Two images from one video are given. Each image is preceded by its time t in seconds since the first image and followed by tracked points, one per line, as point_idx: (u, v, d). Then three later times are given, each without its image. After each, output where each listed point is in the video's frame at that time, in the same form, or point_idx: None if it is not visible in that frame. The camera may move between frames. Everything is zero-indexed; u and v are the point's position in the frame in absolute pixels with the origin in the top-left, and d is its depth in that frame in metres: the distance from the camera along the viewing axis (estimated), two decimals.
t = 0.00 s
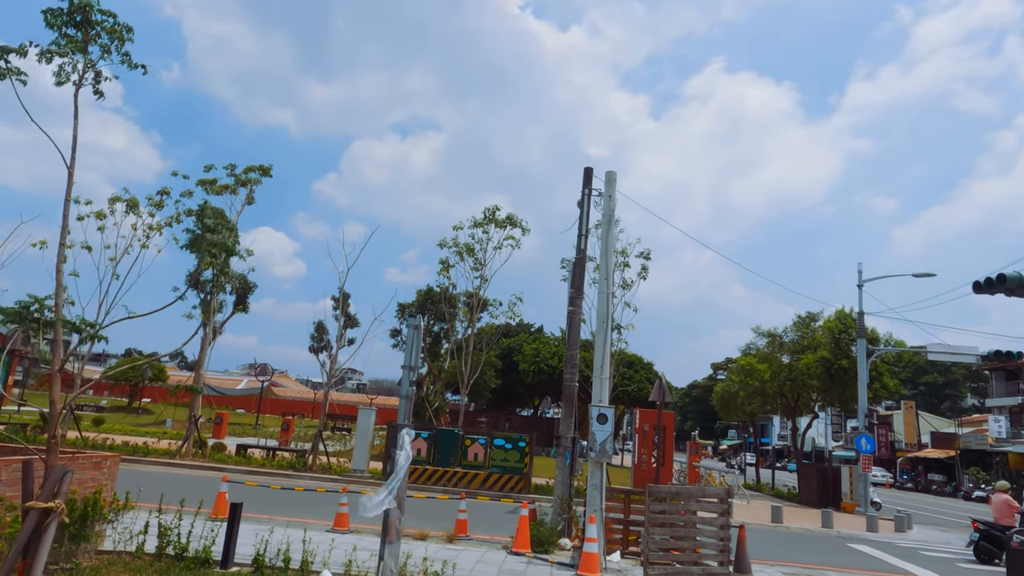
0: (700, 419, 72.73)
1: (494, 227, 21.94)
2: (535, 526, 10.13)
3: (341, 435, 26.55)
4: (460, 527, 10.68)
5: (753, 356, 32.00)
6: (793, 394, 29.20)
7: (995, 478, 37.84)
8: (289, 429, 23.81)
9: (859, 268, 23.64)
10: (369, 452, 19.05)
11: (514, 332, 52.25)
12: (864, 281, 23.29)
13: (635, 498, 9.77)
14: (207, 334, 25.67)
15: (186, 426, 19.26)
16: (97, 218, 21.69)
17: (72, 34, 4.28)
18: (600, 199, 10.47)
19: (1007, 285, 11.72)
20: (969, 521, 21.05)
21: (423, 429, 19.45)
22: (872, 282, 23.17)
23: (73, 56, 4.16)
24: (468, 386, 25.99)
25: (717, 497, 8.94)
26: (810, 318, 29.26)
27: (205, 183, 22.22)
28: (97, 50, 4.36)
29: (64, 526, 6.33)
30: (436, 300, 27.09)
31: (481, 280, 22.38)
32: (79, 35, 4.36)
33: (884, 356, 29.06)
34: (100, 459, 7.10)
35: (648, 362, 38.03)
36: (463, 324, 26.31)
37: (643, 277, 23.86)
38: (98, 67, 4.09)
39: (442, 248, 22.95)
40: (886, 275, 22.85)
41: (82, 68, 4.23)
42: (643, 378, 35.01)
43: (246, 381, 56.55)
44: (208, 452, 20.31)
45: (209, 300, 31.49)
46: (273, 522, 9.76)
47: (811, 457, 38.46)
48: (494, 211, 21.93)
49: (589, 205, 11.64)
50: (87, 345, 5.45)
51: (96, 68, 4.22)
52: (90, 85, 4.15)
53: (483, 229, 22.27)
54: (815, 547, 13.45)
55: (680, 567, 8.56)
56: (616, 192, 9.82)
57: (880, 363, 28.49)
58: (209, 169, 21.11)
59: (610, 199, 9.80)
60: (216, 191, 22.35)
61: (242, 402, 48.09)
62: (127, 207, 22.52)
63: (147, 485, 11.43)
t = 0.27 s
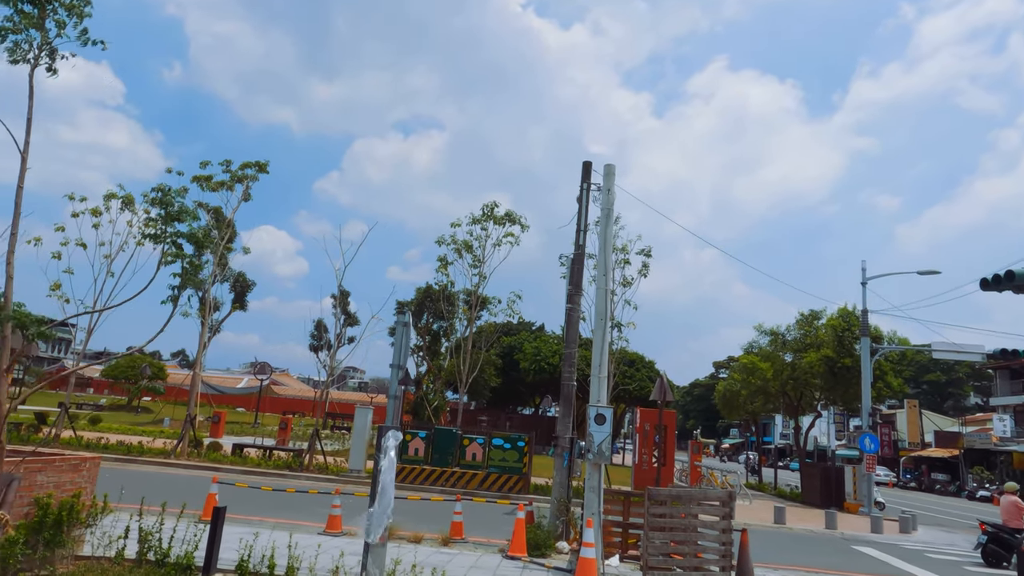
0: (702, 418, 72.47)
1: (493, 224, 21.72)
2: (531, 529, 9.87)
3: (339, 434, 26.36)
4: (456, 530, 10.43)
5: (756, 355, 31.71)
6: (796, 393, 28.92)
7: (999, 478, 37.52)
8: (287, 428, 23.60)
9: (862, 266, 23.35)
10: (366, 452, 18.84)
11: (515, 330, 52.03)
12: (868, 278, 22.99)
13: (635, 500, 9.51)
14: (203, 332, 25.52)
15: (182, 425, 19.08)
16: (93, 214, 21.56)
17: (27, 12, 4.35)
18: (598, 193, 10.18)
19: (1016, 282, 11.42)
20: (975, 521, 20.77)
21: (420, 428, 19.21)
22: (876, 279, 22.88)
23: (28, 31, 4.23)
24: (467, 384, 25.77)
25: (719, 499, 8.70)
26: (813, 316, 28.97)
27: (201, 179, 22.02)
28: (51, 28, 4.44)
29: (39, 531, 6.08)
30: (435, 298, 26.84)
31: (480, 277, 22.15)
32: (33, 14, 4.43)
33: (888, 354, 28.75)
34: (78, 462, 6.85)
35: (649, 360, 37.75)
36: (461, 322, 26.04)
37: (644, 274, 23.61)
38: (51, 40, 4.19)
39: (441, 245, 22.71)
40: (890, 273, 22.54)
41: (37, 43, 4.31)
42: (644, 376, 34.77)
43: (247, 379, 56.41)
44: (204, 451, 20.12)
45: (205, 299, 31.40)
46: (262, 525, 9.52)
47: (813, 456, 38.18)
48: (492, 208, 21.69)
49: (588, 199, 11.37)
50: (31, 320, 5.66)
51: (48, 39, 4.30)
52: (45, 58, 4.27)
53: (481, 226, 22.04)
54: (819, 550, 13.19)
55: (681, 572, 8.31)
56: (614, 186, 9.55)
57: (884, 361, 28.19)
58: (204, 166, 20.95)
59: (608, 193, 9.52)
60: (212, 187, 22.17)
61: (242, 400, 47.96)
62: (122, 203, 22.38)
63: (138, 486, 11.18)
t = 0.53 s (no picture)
0: (707, 417, 72.11)
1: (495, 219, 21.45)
2: (531, 528, 9.58)
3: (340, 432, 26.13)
4: (454, 530, 10.14)
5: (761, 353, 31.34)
6: (802, 392, 28.56)
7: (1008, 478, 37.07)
8: (287, 427, 23.36)
9: (870, 262, 22.99)
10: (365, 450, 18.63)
11: (519, 329, 51.76)
12: (876, 275, 22.64)
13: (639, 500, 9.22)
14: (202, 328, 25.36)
15: (180, 423, 18.88)
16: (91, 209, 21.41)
17: None
18: (601, 183, 9.85)
19: None
20: (986, 523, 20.38)
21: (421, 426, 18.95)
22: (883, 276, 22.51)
23: None
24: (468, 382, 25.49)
25: (726, 499, 8.39)
26: (819, 314, 28.61)
27: (200, 174, 21.83)
28: None
29: (14, 531, 5.82)
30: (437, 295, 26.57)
31: (482, 273, 21.88)
32: None
33: (895, 353, 28.36)
34: (59, 458, 6.60)
35: (653, 359, 37.42)
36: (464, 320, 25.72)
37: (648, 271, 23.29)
38: None
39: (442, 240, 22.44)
40: (898, 269, 22.17)
41: None
42: (648, 375, 34.47)
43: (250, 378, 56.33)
44: (202, 449, 19.91)
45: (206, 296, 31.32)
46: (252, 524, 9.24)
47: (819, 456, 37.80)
48: (494, 203, 21.42)
49: (590, 191, 11.06)
50: None
51: None
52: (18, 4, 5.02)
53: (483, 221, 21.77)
54: (828, 551, 12.86)
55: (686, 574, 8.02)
56: (617, 175, 9.20)
57: (891, 360, 27.82)
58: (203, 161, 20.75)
59: (611, 182, 9.20)
60: (211, 183, 21.98)
61: (245, 399, 47.83)
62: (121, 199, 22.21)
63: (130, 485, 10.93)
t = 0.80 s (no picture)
0: (712, 418, 71.68)
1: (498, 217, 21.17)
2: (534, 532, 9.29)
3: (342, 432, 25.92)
4: (456, 533, 9.86)
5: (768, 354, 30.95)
6: (810, 392, 28.20)
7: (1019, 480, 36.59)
8: (290, 427, 23.14)
9: (880, 261, 22.61)
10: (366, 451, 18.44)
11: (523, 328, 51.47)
12: (885, 274, 22.28)
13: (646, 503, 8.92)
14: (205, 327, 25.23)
15: (180, 423, 18.69)
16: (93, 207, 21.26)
17: None
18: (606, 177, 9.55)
19: None
20: (998, 526, 20.00)
21: (423, 426, 18.68)
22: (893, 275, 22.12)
23: None
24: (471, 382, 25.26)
25: (736, 504, 8.08)
26: (827, 314, 28.24)
27: (201, 171, 21.65)
28: None
29: None
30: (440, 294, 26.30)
31: (485, 272, 21.63)
32: None
33: (905, 353, 27.97)
34: (42, 460, 6.34)
35: (658, 359, 37.09)
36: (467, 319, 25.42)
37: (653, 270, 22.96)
38: None
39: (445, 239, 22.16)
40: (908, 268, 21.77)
41: None
42: (654, 375, 34.18)
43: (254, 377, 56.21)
44: (203, 449, 19.71)
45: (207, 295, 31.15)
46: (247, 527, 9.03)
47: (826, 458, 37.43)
48: (498, 201, 21.15)
49: (595, 186, 10.77)
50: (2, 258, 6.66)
51: None
52: None
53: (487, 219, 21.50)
54: (839, 557, 12.52)
55: None
56: (623, 168, 8.87)
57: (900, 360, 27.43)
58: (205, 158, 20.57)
59: (617, 176, 8.91)
60: (212, 180, 21.80)
61: (248, 398, 47.71)
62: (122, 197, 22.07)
63: (124, 487, 10.69)
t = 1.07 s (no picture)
0: (719, 419, 71.25)
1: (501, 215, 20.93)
2: (534, 535, 9.04)
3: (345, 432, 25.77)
4: (455, 536, 9.63)
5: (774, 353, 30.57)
6: (818, 393, 27.84)
7: None
8: (292, 427, 22.95)
9: (889, 259, 22.22)
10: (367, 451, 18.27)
11: (528, 328, 51.27)
12: (894, 273, 21.91)
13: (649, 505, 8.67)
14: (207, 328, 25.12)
15: (180, 422, 18.56)
16: (94, 206, 21.14)
17: None
18: (608, 169, 9.26)
19: None
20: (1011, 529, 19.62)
21: (425, 427, 18.45)
22: (902, 273, 21.76)
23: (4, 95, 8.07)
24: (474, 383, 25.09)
25: (742, 507, 7.81)
26: (835, 313, 27.89)
27: (202, 169, 21.48)
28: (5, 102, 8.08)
29: None
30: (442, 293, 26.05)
31: (487, 270, 21.43)
32: None
33: (914, 352, 27.57)
34: (24, 461, 6.16)
35: (664, 359, 36.75)
36: (470, 318, 25.13)
37: (658, 268, 22.59)
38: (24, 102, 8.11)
39: (447, 236, 21.94)
40: (917, 267, 21.40)
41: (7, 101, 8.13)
42: (659, 375, 33.91)
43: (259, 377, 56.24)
44: (203, 449, 19.54)
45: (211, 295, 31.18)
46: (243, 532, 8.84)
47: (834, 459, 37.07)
48: (501, 198, 20.91)
49: (597, 179, 10.50)
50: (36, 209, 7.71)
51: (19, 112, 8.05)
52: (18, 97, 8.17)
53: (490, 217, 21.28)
54: (848, 560, 12.23)
55: None
56: (625, 161, 8.60)
57: (909, 360, 27.04)
58: (205, 156, 20.42)
59: (619, 168, 8.64)
60: (213, 178, 21.65)
61: (252, 398, 47.70)
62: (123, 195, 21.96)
63: (117, 489, 10.49)
